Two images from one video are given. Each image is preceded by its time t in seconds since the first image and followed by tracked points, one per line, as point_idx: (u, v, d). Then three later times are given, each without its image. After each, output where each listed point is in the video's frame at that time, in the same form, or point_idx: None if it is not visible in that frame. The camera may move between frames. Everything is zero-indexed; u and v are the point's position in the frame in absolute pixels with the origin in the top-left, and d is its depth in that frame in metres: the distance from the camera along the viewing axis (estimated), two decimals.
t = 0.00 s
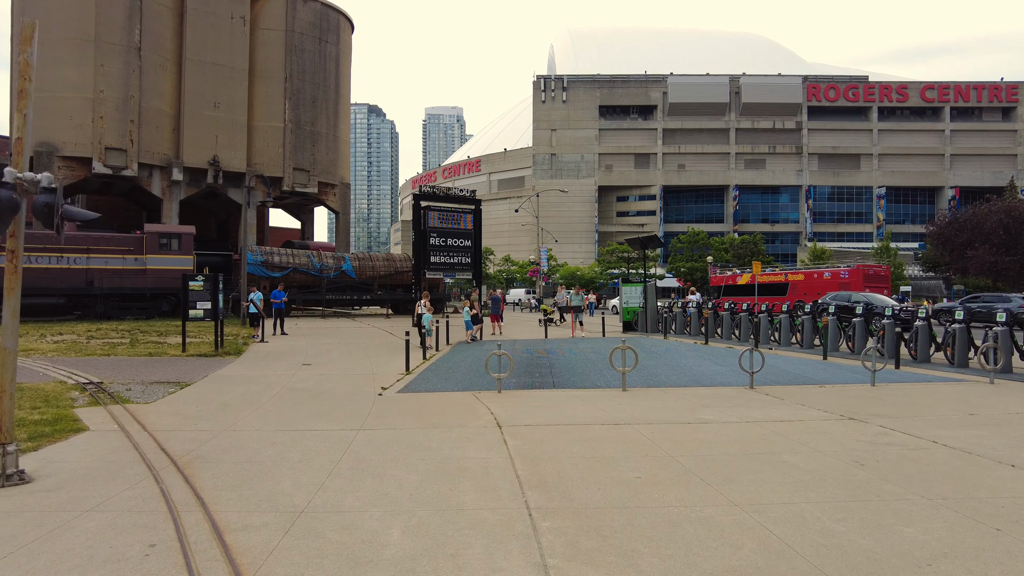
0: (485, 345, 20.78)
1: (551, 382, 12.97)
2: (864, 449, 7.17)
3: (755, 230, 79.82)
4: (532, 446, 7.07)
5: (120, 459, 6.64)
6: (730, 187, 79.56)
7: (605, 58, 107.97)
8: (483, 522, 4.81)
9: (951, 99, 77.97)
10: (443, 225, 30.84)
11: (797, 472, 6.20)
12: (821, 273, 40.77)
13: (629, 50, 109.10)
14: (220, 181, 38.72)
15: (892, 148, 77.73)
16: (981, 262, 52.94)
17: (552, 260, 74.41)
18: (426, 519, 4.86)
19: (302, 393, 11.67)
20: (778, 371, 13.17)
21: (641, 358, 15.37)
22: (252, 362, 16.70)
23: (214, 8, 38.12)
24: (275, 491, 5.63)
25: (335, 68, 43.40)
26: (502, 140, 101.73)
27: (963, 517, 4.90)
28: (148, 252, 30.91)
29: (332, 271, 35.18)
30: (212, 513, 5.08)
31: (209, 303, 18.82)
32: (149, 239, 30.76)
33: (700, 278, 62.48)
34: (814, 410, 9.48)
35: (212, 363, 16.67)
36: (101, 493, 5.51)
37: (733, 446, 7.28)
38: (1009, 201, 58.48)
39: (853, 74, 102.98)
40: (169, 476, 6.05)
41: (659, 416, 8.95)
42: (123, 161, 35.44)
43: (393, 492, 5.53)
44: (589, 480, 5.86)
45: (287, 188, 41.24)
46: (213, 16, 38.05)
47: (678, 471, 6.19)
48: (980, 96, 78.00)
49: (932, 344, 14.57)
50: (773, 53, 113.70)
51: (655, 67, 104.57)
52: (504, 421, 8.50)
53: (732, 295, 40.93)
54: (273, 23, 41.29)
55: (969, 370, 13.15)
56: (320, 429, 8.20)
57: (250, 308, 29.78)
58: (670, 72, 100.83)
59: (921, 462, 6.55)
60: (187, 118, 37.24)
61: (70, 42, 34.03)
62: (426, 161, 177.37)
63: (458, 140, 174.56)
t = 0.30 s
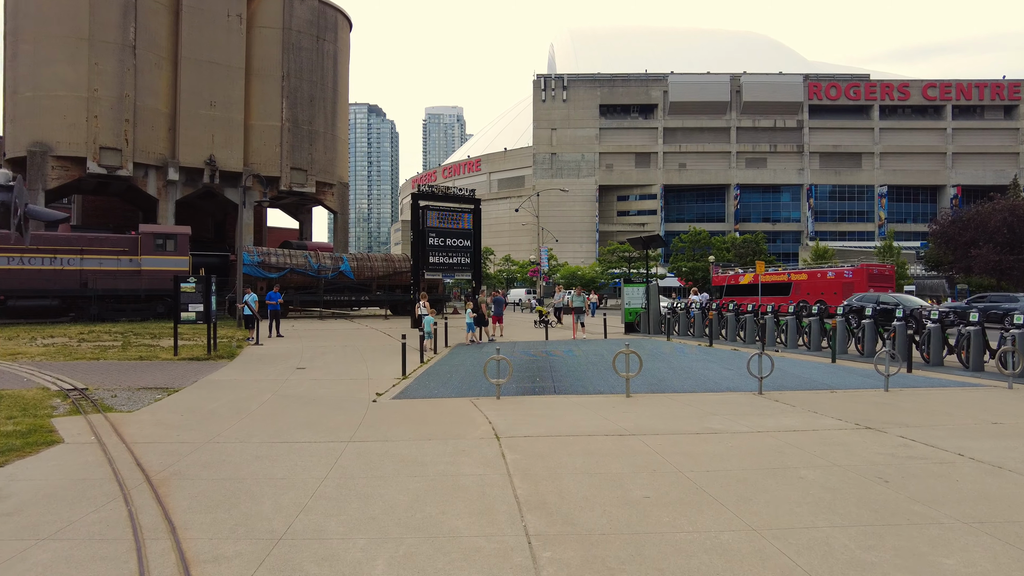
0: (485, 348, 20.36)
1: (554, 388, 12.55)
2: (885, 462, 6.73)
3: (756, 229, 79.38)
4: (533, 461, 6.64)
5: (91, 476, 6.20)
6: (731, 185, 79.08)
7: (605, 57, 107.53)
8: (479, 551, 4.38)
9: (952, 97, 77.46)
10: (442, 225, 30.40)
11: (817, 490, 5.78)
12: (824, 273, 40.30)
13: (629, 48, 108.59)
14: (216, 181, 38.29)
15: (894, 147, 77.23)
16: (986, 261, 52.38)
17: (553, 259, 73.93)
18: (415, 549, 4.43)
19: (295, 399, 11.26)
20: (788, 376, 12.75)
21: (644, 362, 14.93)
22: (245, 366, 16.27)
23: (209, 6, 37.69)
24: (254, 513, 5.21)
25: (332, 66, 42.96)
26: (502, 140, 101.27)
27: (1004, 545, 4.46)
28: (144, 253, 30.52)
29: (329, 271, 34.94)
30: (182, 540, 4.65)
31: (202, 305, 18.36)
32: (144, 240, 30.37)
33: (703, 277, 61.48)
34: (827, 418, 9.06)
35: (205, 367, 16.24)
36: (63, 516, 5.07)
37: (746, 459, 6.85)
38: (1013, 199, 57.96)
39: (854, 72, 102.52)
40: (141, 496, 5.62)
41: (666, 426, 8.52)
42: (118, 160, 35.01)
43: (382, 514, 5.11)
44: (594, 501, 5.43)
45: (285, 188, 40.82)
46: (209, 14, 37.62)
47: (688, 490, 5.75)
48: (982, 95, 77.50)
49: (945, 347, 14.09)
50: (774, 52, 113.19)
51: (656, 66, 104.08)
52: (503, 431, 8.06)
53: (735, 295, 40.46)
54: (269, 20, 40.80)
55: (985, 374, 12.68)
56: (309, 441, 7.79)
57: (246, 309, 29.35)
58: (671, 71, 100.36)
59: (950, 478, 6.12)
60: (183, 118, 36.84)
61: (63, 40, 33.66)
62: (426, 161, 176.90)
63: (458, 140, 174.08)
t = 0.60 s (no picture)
0: (486, 348, 19.93)
1: (557, 389, 12.12)
2: (916, 470, 6.26)
3: (758, 229, 78.96)
4: (537, 469, 6.19)
5: (63, 484, 5.77)
6: (733, 185, 78.60)
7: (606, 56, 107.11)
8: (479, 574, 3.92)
9: (956, 96, 76.89)
10: (442, 223, 29.96)
11: (845, 502, 5.32)
12: (829, 272, 39.86)
13: (631, 48, 108.19)
14: (214, 178, 37.86)
15: (897, 146, 76.70)
16: (991, 260, 51.81)
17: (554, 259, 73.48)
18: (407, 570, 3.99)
19: (289, 401, 10.85)
20: (800, 377, 12.30)
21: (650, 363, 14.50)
22: (239, 366, 15.85)
23: (208, 1, 37.32)
24: (232, 528, 4.77)
25: (332, 63, 42.56)
26: (503, 139, 100.87)
27: None
28: (140, 251, 30.07)
29: (328, 271, 34.46)
30: (150, 560, 4.20)
31: (196, 304, 17.94)
32: (141, 238, 29.93)
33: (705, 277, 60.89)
34: (847, 422, 8.61)
35: (198, 367, 15.79)
36: (23, 532, 4.63)
37: (765, 467, 6.40)
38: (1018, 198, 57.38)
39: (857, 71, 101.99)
40: (112, 507, 5.17)
41: (676, 430, 8.08)
42: (115, 157, 34.60)
43: (373, 530, 4.66)
44: (604, 515, 4.98)
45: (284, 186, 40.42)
46: (207, 10, 37.24)
47: (706, 503, 5.31)
48: (986, 93, 76.99)
49: (962, 347, 13.61)
50: (776, 51, 112.69)
51: (657, 65, 103.60)
52: (505, 437, 7.60)
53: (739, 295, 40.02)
54: (268, 16, 40.37)
55: (1005, 375, 12.19)
56: (299, 446, 7.35)
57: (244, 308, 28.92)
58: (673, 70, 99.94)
59: (988, 487, 5.66)
60: (181, 115, 36.45)
61: (60, 36, 33.32)
62: (427, 160, 176.50)
63: (460, 140, 173.71)
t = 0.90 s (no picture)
0: (487, 350, 19.50)
1: (561, 395, 11.69)
2: (950, 489, 5.82)
3: (760, 229, 78.53)
4: (542, 490, 5.76)
5: (28, 506, 5.33)
6: (735, 185, 78.18)
7: (607, 56, 106.73)
8: None
9: (958, 96, 76.44)
10: (442, 224, 29.50)
11: (878, 529, 4.88)
12: (833, 272, 39.43)
13: (632, 48, 107.81)
14: (212, 178, 37.45)
15: (898, 146, 76.27)
16: (996, 261, 51.34)
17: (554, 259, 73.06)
18: None
19: (282, 409, 10.43)
20: (812, 384, 11.88)
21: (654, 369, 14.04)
22: (233, 370, 15.41)
23: None
24: (207, 560, 4.33)
25: (330, 61, 42.15)
26: (504, 139, 100.46)
27: None
28: (136, 251, 29.63)
29: (327, 271, 34.05)
30: None
31: (190, 306, 17.49)
32: (137, 238, 29.50)
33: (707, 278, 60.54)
34: (867, 433, 8.19)
35: (190, 371, 15.39)
36: None
37: (786, 487, 5.97)
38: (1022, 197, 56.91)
39: (859, 71, 101.57)
40: (77, 535, 4.75)
41: (688, 443, 7.64)
42: (111, 156, 34.18)
43: (362, 564, 4.24)
44: (617, 545, 4.55)
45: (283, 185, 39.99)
46: (204, 7, 36.83)
47: (727, 530, 4.87)
48: (988, 94, 76.57)
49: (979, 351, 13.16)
50: (777, 51, 112.33)
51: (659, 65, 103.18)
52: (508, 450, 7.20)
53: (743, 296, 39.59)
54: (266, 14, 39.90)
55: None
56: (289, 461, 6.92)
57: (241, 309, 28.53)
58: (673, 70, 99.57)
59: None
60: (178, 113, 36.05)
61: (55, 33, 32.94)
62: (427, 161, 176.06)
63: (460, 140, 173.30)
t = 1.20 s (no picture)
0: (488, 350, 19.07)
1: (566, 397, 11.25)
2: (988, 500, 5.40)
3: (761, 229, 78.10)
4: (548, 502, 5.34)
5: None
6: (735, 184, 77.77)
7: (607, 55, 106.30)
8: None
9: (960, 95, 76.04)
10: (442, 222, 29.06)
11: (917, 548, 4.45)
12: (837, 272, 39.02)
13: (632, 47, 107.40)
14: (208, 176, 37.02)
15: (900, 146, 75.86)
16: (999, 261, 50.88)
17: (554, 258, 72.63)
18: None
19: (274, 412, 10.02)
20: (825, 386, 11.46)
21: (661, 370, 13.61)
22: (226, 371, 15.01)
23: None
24: None
25: (328, 58, 41.72)
26: (503, 138, 100.05)
27: None
28: (130, 250, 29.16)
29: (325, 270, 33.55)
30: None
31: (183, 305, 17.01)
32: (131, 236, 29.03)
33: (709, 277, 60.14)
34: (888, 438, 7.77)
35: (182, 372, 14.97)
36: None
37: (811, 498, 5.53)
38: None
39: (860, 71, 101.11)
40: (37, 553, 4.31)
41: (701, 449, 7.21)
42: (106, 154, 33.77)
43: None
44: (634, 567, 4.11)
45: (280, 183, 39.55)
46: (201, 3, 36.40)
47: (753, 550, 4.44)
48: (990, 93, 76.14)
49: (996, 352, 12.70)
50: (778, 51, 111.96)
51: (659, 64, 102.75)
52: (511, 457, 6.78)
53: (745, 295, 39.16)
54: (264, 10, 39.45)
55: None
56: (278, 468, 6.50)
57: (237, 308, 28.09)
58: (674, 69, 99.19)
59: None
60: (174, 110, 35.65)
61: (48, 29, 32.48)
62: (427, 160, 175.59)
63: (460, 139, 172.92)
